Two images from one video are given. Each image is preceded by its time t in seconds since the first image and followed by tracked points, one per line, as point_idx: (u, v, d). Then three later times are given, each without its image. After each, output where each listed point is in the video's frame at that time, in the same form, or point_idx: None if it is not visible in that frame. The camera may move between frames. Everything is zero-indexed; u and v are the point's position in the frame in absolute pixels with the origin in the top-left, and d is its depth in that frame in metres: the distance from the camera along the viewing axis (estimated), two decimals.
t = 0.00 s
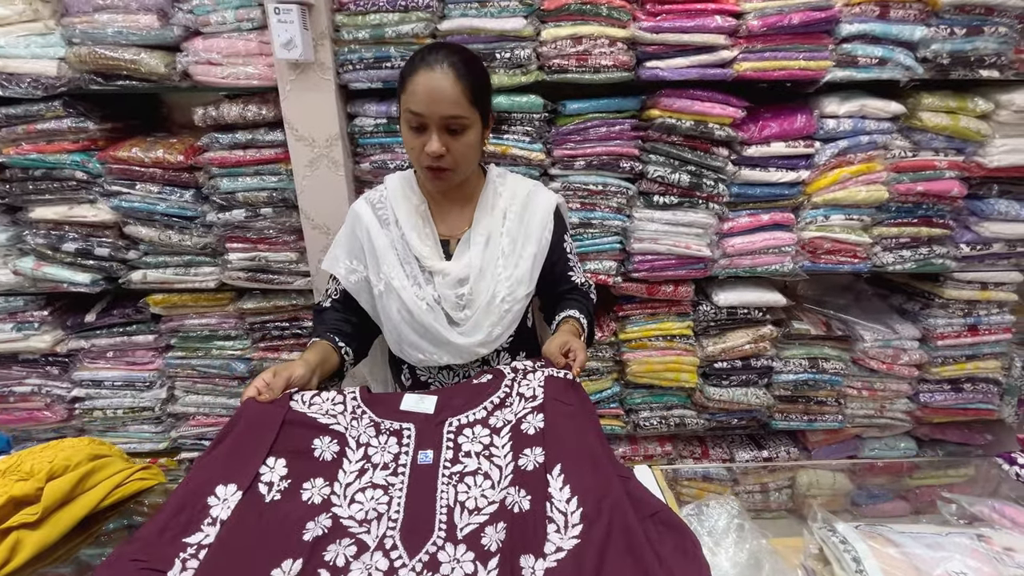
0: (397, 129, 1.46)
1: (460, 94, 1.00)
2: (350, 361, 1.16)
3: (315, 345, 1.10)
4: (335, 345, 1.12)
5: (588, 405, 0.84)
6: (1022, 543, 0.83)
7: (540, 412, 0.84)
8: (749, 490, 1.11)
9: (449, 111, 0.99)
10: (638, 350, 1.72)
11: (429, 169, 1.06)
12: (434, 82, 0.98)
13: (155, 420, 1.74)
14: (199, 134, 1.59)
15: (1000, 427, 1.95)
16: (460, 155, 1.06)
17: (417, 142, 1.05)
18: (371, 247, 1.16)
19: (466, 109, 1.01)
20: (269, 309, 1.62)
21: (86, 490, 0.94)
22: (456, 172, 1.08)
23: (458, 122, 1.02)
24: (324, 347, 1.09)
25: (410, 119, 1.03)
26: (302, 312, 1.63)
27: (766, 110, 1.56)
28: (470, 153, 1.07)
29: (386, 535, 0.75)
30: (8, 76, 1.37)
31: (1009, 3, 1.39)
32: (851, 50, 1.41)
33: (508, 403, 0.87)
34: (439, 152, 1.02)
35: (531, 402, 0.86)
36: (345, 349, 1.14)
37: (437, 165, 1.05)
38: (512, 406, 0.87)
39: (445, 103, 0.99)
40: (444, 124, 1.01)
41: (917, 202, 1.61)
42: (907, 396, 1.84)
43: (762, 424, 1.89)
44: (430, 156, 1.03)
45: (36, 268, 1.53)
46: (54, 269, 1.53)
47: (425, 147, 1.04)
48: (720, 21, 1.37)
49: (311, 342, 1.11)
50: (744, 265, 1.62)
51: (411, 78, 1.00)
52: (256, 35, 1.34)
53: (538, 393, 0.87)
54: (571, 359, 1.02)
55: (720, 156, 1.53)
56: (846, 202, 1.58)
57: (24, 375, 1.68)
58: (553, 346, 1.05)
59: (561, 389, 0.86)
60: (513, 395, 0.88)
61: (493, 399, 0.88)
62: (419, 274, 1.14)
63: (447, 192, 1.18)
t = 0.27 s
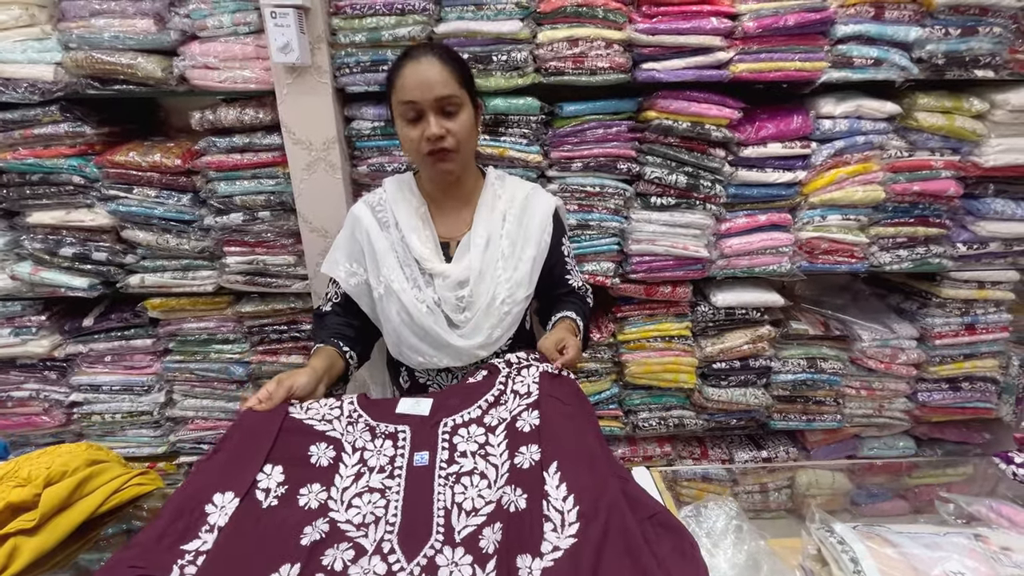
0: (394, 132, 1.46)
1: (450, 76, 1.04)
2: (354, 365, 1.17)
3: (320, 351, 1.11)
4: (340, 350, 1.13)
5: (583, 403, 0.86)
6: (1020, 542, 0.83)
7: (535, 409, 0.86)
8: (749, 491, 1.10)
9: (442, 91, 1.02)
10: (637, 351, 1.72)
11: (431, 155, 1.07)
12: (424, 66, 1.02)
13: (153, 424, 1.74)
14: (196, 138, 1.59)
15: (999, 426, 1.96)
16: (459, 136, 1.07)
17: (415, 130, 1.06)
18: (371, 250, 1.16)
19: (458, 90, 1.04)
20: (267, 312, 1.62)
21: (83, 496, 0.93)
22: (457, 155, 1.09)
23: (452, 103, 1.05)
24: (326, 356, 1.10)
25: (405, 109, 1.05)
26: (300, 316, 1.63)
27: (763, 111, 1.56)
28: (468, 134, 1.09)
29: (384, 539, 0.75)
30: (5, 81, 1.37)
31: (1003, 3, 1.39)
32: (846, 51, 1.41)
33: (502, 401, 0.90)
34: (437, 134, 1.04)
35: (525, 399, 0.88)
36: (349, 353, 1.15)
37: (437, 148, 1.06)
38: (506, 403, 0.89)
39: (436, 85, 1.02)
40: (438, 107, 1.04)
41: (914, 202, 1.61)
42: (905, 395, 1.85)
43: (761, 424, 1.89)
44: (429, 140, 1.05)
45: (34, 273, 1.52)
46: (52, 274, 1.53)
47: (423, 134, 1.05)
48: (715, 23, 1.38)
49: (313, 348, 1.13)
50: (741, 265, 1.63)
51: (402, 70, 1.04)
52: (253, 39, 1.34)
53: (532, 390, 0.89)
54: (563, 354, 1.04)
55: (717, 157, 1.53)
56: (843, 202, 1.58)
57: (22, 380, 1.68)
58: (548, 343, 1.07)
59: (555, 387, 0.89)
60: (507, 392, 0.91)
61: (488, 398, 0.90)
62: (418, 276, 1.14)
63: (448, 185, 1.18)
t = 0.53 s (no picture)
0: (392, 132, 1.46)
1: (453, 65, 1.07)
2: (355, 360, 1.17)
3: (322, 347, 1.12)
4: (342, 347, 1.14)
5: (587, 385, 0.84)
6: (1019, 539, 0.84)
7: (540, 389, 0.85)
8: (749, 490, 1.10)
9: (445, 77, 1.05)
10: (636, 350, 1.72)
11: (431, 138, 1.07)
12: (428, 55, 1.06)
13: (153, 426, 1.74)
14: (194, 139, 1.59)
15: (998, 424, 1.96)
16: (460, 123, 1.07)
17: (416, 114, 1.07)
18: (371, 251, 1.16)
19: (460, 79, 1.08)
20: (266, 313, 1.62)
21: (83, 498, 0.93)
22: (460, 141, 1.09)
23: (454, 90, 1.07)
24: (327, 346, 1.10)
25: (407, 94, 1.07)
26: (300, 316, 1.63)
27: (761, 110, 1.56)
28: (468, 123, 1.09)
29: (387, 533, 0.77)
30: (3, 83, 1.36)
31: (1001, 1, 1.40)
32: (844, 50, 1.41)
33: (507, 383, 0.88)
34: (438, 116, 1.05)
35: (531, 380, 0.87)
36: (350, 348, 1.16)
37: (437, 131, 1.06)
38: (511, 385, 0.88)
39: (438, 72, 1.05)
40: (440, 94, 1.06)
41: (913, 200, 1.61)
42: (905, 393, 1.85)
43: (761, 423, 1.89)
44: (430, 121, 1.05)
45: (32, 275, 1.52)
46: (50, 276, 1.53)
47: (424, 117, 1.06)
48: (714, 22, 1.38)
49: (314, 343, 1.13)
50: (741, 264, 1.63)
51: (407, 60, 1.07)
52: (251, 40, 1.34)
53: (538, 371, 0.87)
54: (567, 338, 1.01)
55: (716, 156, 1.53)
56: (842, 201, 1.58)
57: (21, 382, 1.67)
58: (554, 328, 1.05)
59: (560, 367, 0.87)
60: (512, 373, 0.89)
61: (492, 381, 0.89)
62: (419, 276, 1.14)
63: (448, 180, 1.17)
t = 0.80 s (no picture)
0: (392, 131, 1.46)
1: (464, 78, 1.04)
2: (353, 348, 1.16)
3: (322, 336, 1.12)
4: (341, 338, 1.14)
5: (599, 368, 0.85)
6: (1016, 535, 0.84)
7: (554, 363, 0.86)
8: (749, 488, 1.11)
9: (452, 91, 1.03)
10: (636, 349, 1.72)
11: (430, 147, 1.07)
12: (440, 64, 1.03)
13: (154, 426, 1.74)
14: (195, 139, 1.59)
15: (998, 422, 1.96)
16: (461, 137, 1.07)
17: (418, 121, 1.06)
18: (371, 247, 1.16)
19: (468, 94, 1.05)
20: (267, 313, 1.62)
21: (85, 498, 0.94)
22: (458, 153, 1.10)
23: (460, 105, 1.05)
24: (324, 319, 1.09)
25: (413, 98, 1.05)
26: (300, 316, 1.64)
27: (761, 109, 1.57)
28: (470, 136, 1.09)
29: (394, 508, 0.79)
30: (4, 84, 1.37)
31: None
32: (843, 48, 1.41)
33: (519, 351, 0.89)
34: (438, 130, 1.04)
35: (545, 353, 0.88)
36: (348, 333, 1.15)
37: (438, 143, 1.06)
38: (524, 354, 0.88)
39: (449, 82, 1.02)
40: (447, 103, 1.04)
41: (912, 198, 1.62)
42: (905, 392, 1.85)
43: (761, 422, 1.89)
44: (430, 134, 1.05)
45: (33, 275, 1.52)
46: (51, 276, 1.53)
47: (424, 126, 1.06)
48: (713, 21, 1.38)
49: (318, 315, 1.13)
50: (740, 263, 1.63)
51: (418, 61, 1.04)
52: (251, 40, 1.34)
53: (552, 343, 0.88)
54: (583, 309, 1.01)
55: (715, 155, 1.53)
56: (841, 199, 1.58)
57: (22, 382, 1.68)
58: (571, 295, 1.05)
59: (576, 343, 0.87)
60: (527, 342, 0.90)
61: (503, 348, 0.89)
62: (417, 271, 1.14)
63: (447, 181, 1.18)
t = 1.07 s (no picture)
0: (392, 130, 1.47)
1: (467, 76, 1.04)
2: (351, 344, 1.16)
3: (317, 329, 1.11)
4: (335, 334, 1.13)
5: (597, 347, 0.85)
6: (1013, 532, 0.85)
7: (554, 340, 0.86)
8: (749, 486, 1.09)
9: (455, 89, 1.03)
10: (636, 348, 1.72)
11: (431, 145, 1.07)
12: (443, 62, 1.03)
13: (155, 424, 1.75)
14: (195, 138, 1.59)
15: (998, 419, 1.97)
16: (464, 135, 1.08)
17: (421, 118, 1.06)
18: (371, 243, 1.17)
19: (470, 92, 1.05)
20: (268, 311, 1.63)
21: (88, 495, 0.94)
22: (461, 152, 1.10)
23: (462, 103, 1.06)
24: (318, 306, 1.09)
25: (415, 96, 1.05)
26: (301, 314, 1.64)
27: (761, 107, 1.57)
28: (471, 135, 1.10)
29: (392, 486, 0.80)
30: (5, 83, 1.37)
31: None
32: (843, 46, 1.41)
33: (518, 327, 0.89)
34: (441, 127, 1.04)
35: (544, 328, 0.87)
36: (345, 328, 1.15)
37: (440, 140, 1.07)
38: (522, 330, 0.88)
39: (453, 82, 1.03)
40: (448, 101, 1.05)
41: (912, 196, 1.62)
42: (904, 390, 1.85)
43: (761, 420, 1.90)
44: (432, 131, 1.05)
45: (35, 274, 1.53)
46: (52, 275, 1.53)
47: (427, 124, 1.06)
48: (713, 19, 1.38)
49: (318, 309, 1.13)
50: (740, 261, 1.63)
51: (421, 58, 1.04)
52: (251, 39, 1.35)
53: (552, 319, 0.88)
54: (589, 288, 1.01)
55: (715, 153, 1.53)
56: (841, 198, 1.58)
57: (25, 380, 1.68)
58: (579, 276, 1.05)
59: (578, 319, 0.87)
60: (526, 318, 0.89)
61: (501, 324, 0.89)
62: (418, 268, 1.15)
63: (447, 179, 1.18)
